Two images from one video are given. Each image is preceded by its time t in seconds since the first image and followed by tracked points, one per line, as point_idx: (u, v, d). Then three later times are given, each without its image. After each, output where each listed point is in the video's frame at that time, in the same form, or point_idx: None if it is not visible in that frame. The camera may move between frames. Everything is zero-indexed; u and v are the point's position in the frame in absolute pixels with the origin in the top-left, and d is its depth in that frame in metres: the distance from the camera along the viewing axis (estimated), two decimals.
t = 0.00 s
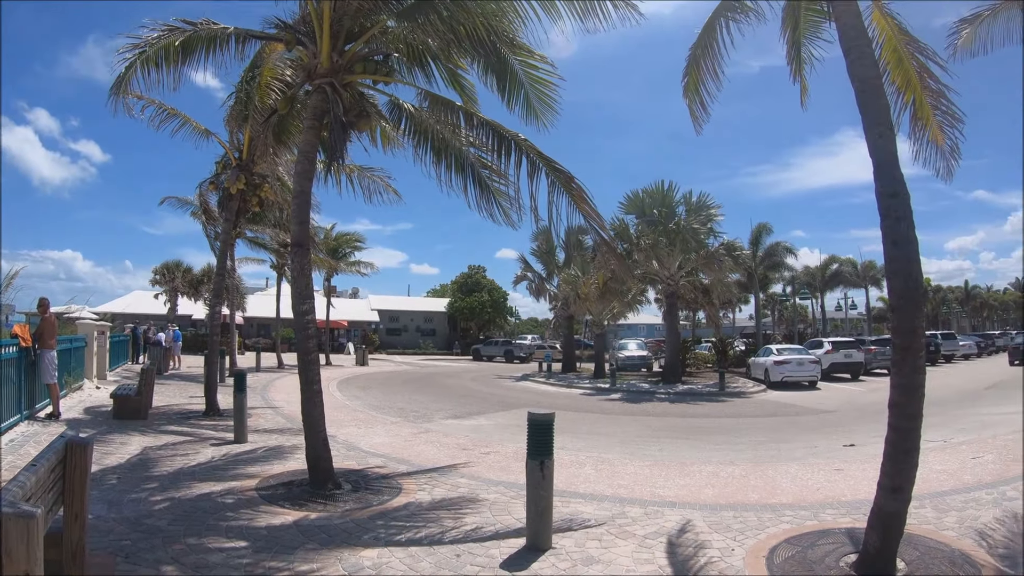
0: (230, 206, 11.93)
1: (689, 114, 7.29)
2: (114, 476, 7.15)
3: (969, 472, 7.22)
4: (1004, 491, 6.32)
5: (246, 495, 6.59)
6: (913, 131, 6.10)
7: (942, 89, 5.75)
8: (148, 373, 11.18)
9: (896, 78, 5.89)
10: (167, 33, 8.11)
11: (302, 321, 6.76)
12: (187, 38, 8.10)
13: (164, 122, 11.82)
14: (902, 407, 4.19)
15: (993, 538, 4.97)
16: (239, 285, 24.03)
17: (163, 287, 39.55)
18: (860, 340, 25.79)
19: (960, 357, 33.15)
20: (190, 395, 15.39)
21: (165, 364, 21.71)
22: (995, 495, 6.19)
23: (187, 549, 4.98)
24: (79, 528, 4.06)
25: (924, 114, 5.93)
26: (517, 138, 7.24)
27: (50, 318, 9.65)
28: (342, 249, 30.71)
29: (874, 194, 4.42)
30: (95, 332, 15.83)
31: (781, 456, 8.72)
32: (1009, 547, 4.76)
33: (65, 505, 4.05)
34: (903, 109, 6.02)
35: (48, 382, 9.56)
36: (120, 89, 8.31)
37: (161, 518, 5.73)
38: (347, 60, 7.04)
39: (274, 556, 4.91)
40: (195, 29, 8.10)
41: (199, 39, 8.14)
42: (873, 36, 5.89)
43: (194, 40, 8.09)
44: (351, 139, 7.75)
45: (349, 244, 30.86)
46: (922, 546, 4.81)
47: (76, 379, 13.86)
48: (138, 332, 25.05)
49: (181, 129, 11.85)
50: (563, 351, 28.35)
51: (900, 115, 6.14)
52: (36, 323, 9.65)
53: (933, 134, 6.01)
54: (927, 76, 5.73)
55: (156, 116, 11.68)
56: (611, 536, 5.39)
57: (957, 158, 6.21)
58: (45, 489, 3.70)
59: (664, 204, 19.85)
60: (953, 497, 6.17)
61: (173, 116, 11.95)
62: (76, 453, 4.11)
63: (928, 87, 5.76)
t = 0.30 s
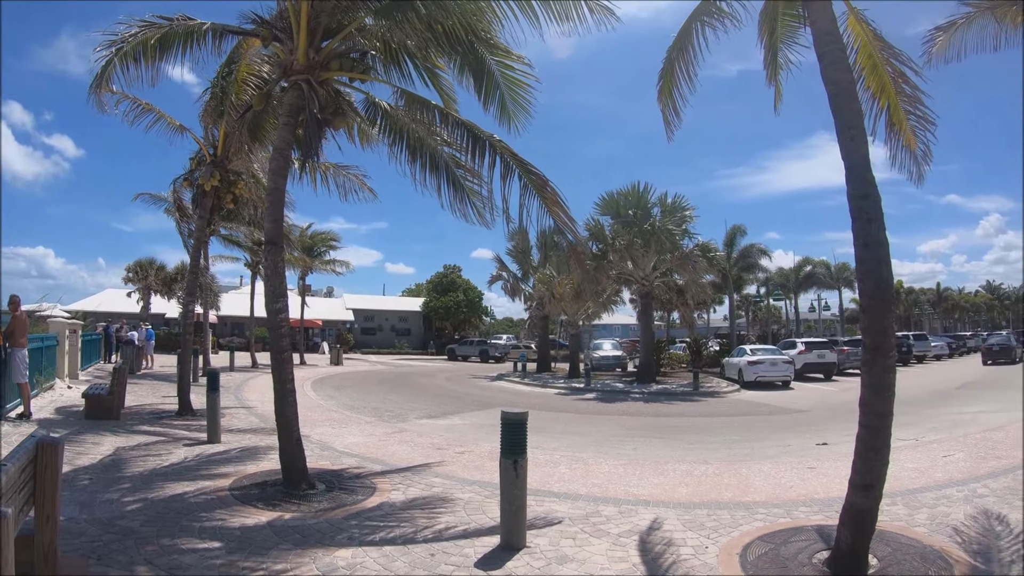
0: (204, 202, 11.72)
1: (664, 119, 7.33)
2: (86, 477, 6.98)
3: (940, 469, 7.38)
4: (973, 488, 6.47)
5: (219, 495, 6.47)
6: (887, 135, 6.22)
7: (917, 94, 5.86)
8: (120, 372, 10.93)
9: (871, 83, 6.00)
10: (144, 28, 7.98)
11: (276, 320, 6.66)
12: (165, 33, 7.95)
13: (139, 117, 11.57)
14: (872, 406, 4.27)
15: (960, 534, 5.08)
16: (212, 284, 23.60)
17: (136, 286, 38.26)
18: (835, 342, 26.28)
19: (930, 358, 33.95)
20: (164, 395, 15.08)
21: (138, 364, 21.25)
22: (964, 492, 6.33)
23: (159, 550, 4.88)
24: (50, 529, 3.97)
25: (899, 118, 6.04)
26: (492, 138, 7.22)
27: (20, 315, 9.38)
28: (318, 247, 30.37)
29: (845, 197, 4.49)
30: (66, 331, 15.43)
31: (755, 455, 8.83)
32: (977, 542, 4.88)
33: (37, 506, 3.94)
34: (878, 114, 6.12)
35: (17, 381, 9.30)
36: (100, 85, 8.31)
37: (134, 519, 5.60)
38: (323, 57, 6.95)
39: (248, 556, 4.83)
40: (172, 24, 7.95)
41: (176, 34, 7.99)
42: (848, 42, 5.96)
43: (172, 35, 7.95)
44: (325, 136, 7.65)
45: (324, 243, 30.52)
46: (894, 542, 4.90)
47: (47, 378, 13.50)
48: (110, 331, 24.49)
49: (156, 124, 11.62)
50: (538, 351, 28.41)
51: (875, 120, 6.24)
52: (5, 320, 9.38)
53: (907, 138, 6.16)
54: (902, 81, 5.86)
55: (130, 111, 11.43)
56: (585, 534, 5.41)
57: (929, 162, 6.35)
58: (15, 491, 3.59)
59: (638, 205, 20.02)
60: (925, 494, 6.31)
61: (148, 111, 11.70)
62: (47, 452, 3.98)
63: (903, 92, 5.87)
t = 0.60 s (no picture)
0: (177, 200, 11.47)
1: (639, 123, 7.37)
2: (55, 479, 6.79)
3: (913, 468, 7.53)
4: (946, 486, 6.60)
5: (190, 497, 6.35)
6: (860, 138, 6.35)
7: (890, 99, 5.98)
8: (92, 372, 10.66)
9: (846, 86, 6.11)
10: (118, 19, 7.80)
11: (249, 319, 6.55)
12: (140, 25, 7.78)
13: (113, 112, 11.30)
14: (848, 406, 4.32)
15: (933, 533, 5.18)
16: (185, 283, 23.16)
17: (109, 284, 37.26)
18: (810, 344, 26.72)
19: (902, 359, 34.70)
20: (136, 396, 14.76)
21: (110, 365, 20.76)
22: (938, 491, 6.46)
23: (130, 554, 4.76)
24: (16, 532, 3.82)
25: (871, 122, 6.15)
26: (466, 139, 7.19)
27: None
28: (293, 247, 29.99)
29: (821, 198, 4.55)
30: (37, 330, 15.01)
31: (730, 455, 8.93)
32: (949, 540, 4.99)
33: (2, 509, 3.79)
34: (851, 117, 6.24)
35: None
36: (75, 78, 8.12)
37: (104, 522, 5.46)
38: (299, 53, 6.86)
39: (219, 559, 4.74)
40: (147, 16, 7.78)
41: (151, 26, 7.82)
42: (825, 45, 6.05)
43: (147, 28, 7.77)
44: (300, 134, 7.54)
45: (299, 242, 30.14)
46: (870, 541, 4.98)
47: (16, 379, 13.13)
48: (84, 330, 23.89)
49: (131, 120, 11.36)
50: (514, 352, 28.40)
51: (848, 123, 6.35)
52: None
53: (878, 142, 6.30)
54: (877, 86, 5.97)
55: (104, 106, 11.15)
56: (561, 536, 5.41)
57: (900, 167, 6.49)
58: None
59: (614, 207, 20.13)
60: (900, 493, 6.42)
61: (123, 106, 11.44)
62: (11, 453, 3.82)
63: (877, 96, 5.99)
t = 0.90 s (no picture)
0: (144, 193, 11.15)
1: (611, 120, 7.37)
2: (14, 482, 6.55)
3: (887, 468, 7.68)
4: (921, 485, 6.74)
5: (154, 500, 6.18)
6: (836, 138, 6.42)
7: (867, 99, 6.06)
8: (55, 370, 10.34)
9: (824, 85, 6.14)
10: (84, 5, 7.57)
11: (213, 316, 6.40)
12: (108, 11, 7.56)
13: (81, 102, 10.95)
14: (826, 406, 4.35)
15: (908, 532, 5.28)
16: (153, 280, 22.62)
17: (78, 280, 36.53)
18: (782, 344, 27.14)
19: (873, 359, 35.43)
20: (103, 395, 14.37)
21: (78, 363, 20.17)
22: (914, 490, 6.59)
23: (89, 560, 4.60)
24: None
25: (848, 122, 6.24)
26: (438, 133, 7.12)
27: None
28: (265, 244, 29.50)
29: (800, 195, 4.57)
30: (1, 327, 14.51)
31: (704, 455, 9.00)
32: (925, 540, 5.08)
33: None
34: (828, 115, 6.28)
35: None
36: (38, 65, 7.85)
37: (63, 527, 5.28)
38: (269, 43, 6.71)
39: (182, 566, 4.61)
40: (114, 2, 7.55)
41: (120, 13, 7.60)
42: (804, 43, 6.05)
43: (114, 14, 7.54)
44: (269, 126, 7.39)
45: (271, 239, 29.64)
46: (847, 542, 5.04)
47: None
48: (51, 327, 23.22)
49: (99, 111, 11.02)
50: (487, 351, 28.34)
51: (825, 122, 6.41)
52: None
53: (854, 142, 6.40)
54: (854, 86, 6.03)
55: (71, 96, 10.80)
56: (533, 539, 5.38)
57: (874, 168, 6.59)
58: None
59: (587, 206, 20.19)
60: (875, 493, 6.53)
61: (90, 96, 11.09)
62: None
63: (855, 97, 6.05)
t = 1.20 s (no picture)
0: (113, 186, 10.83)
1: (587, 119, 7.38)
2: None
3: (864, 468, 7.82)
4: (898, 486, 6.87)
5: (118, 503, 6.02)
6: (820, 139, 6.51)
7: (850, 100, 6.15)
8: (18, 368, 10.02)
9: (806, 86, 6.21)
10: None
11: (179, 312, 6.24)
12: None
13: (50, 91, 10.63)
14: (807, 408, 4.35)
15: (891, 534, 5.34)
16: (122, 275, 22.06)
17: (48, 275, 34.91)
18: (757, 345, 27.51)
19: (845, 360, 36.09)
20: (70, 393, 13.98)
21: (45, 360, 19.58)
22: (890, 491, 6.71)
23: (50, 567, 4.45)
24: None
25: (831, 123, 6.34)
26: (413, 128, 7.07)
27: None
28: (237, 240, 28.98)
29: (782, 195, 4.57)
30: None
31: (679, 456, 9.07)
32: (909, 541, 5.14)
33: None
34: (811, 116, 6.36)
35: None
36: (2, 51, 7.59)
37: (23, 532, 5.10)
38: (243, 32, 6.58)
39: (145, 573, 4.48)
40: None
41: None
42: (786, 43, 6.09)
43: None
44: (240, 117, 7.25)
45: (244, 235, 29.11)
46: (826, 544, 5.07)
47: None
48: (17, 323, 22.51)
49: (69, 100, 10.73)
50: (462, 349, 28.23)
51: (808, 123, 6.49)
52: None
53: (838, 143, 6.49)
54: (837, 87, 6.10)
55: (40, 84, 10.46)
56: (507, 542, 5.36)
57: (860, 169, 6.66)
58: None
59: (562, 205, 20.22)
60: (852, 494, 6.64)
61: (60, 85, 10.77)
62: None
63: (838, 98, 6.13)
